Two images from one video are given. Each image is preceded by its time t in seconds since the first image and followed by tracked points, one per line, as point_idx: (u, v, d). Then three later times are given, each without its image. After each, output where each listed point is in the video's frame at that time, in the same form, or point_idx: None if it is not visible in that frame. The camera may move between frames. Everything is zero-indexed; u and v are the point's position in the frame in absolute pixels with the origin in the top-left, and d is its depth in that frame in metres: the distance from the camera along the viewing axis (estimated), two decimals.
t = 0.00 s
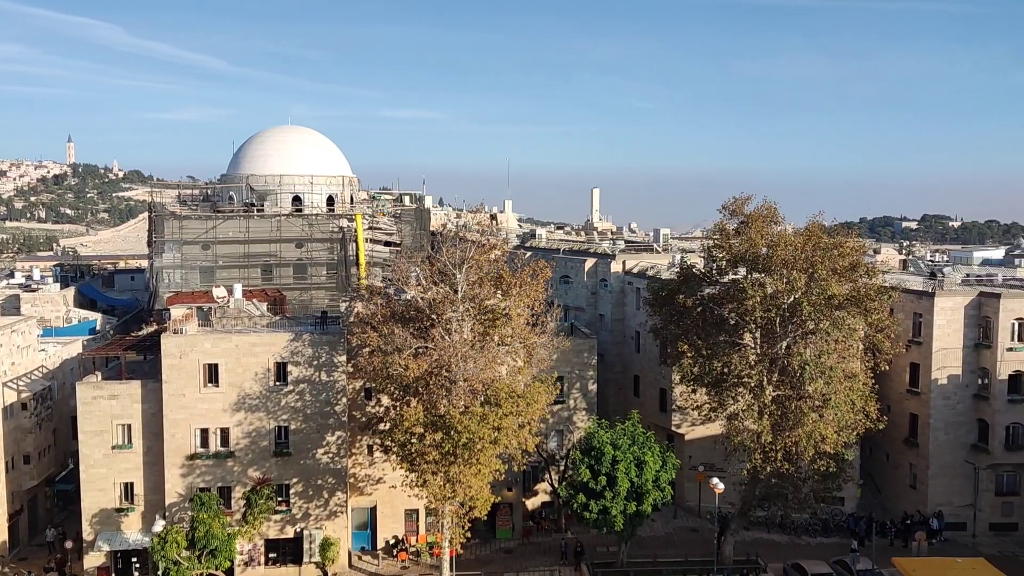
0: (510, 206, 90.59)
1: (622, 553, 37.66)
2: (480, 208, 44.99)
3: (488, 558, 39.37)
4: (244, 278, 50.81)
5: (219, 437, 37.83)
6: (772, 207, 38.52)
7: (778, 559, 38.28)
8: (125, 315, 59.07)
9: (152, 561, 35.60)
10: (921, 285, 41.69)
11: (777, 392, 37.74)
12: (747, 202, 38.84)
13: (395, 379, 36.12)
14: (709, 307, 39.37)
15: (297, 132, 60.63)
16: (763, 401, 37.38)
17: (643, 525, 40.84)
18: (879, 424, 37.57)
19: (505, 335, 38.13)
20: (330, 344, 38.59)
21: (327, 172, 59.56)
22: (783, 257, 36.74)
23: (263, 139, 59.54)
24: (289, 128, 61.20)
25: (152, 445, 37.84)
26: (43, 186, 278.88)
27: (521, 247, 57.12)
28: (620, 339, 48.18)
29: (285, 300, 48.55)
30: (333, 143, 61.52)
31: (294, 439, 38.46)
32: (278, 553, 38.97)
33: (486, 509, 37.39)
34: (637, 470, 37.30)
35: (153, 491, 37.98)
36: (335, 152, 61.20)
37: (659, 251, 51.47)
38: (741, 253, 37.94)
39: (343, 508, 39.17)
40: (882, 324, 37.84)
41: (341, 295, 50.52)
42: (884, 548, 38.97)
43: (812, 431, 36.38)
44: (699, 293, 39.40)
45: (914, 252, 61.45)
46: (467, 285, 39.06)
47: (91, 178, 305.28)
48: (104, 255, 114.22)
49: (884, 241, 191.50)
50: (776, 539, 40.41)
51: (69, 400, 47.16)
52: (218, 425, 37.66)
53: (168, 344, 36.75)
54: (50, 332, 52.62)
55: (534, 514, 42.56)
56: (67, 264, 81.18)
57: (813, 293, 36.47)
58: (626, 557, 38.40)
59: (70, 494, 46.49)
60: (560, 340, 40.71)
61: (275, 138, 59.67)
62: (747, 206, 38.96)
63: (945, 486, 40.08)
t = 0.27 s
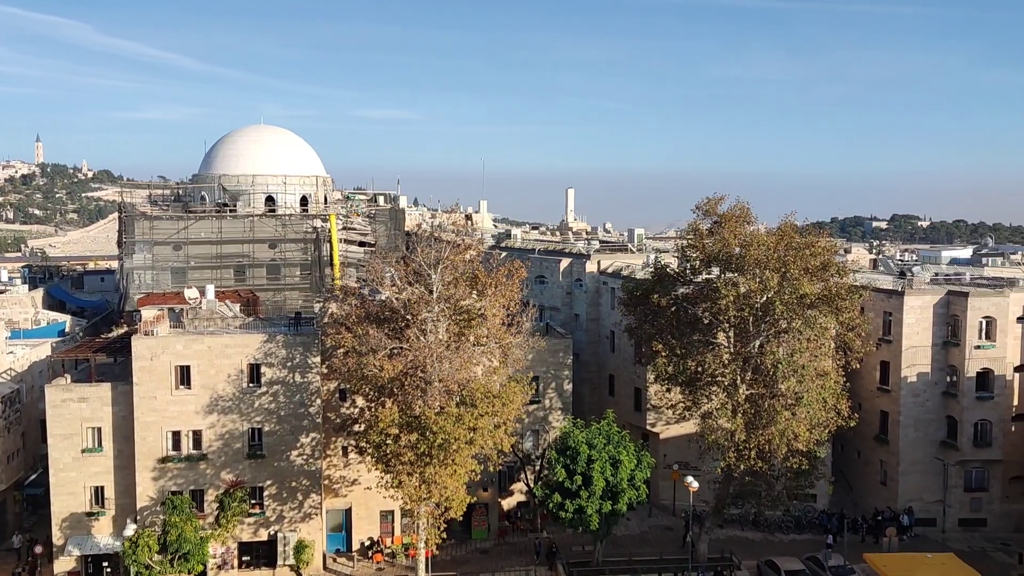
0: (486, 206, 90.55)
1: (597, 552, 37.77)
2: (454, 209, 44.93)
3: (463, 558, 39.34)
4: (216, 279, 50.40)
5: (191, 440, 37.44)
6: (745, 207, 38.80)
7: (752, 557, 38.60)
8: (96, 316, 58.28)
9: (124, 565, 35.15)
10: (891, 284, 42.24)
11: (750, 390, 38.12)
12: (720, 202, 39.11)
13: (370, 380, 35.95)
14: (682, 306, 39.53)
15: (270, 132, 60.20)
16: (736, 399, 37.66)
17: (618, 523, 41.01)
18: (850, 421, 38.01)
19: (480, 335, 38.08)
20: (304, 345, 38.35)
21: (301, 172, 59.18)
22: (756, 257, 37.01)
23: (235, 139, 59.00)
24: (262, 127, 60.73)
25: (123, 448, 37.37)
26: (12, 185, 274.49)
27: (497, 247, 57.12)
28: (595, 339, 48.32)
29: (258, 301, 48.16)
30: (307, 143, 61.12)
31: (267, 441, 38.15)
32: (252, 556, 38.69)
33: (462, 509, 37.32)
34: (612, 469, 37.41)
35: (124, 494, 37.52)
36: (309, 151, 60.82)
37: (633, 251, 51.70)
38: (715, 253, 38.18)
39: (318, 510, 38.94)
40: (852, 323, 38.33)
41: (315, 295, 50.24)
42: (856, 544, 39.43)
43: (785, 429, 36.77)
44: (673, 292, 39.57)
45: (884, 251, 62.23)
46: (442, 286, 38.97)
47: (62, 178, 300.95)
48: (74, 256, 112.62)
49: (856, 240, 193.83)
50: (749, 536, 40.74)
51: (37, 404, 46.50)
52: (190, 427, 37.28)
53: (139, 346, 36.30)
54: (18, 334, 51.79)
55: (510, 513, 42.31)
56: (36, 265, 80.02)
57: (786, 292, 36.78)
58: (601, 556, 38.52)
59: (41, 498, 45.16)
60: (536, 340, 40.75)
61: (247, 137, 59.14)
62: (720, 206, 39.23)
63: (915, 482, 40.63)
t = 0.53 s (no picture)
0: (462, 207, 90.49)
1: (574, 551, 37.86)
2: (430, 209, 44.85)
3: (440, 559, 39.26)
4: (189, 280, 49.85)
5: (164, 443, 37.05)
6: (719, 207, 39.06)
7: (727, 554, 38.88)
8: (66, 318, 57.48)
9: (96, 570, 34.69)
10: (863, 283, 42.73)
11: (725, 389, 38.46)
12: (694, 202, 39.36)
13: (345, 381, 35.76)
14: (657, 305, 39.53)
15: (244, 132, 59.74)
16: (711, 398, 37.98)
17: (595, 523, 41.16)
18: (823, 419, 38.38)
19: (456, 336, 37.95)
20: (279, 346, 38.09)
21: (275, 172, 58.79)
22: (730, 257, 37.30)
23: (208, 139, 58.47)
24: (236, 127, 60.24)
25: (94, 452, 36.90)
26: None
27: (473, 248, 57.10)
28: (572, 339, 48.45)
29: (232, 302, 47.77)
30: (281, 143, 60.71)
31: (241, 443, 37.84)
32: (226, 559, 38.42)
33: (439, 510, 37.32)
34: (589, 468, 37.51)
35: (95, 498, 37.06)
36: (283, 151, 60.43)
37: (609, 251, 51.90)
38: (690, 253, 38.40)
39: (293, 512, 38.70)
40: (825, 322, 38.75)
41: (290, 296, 49.95)
42: (829, 540, 39.84)
43: (759, 427, 37.08)
44: (648, 292, 39.72)
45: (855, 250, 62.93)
46: (418, 286, 38.86)
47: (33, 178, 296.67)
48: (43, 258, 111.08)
49: (830, 240, 195.90)
50: (724, 534, 41.03)
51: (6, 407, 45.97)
52: (163, 430, 36.90)
53: (111, 348, 35.86)
54: None
55: (487, 514, 42.37)
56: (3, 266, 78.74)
57: (760, 292, 37.07)
58: (578, 555, 38.60)
59: (10, 502, 44.81)
60: (512, 341, 40.79)
61: (220, 137, 58.64)
62: (694, 206, 39.49)
63: (886, 479, 41.15)
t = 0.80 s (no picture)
0: (439, 207, 90.32)
1: (551, 551, 37.91)
2: (407, 209, 44.71)
3: (418, 560, 39.14)
4: (163, 281, 49.47)
5: (137, 446, 36.62)
6: (695, 207, 39.27)
7: (704, 553, 39.11)
8: (38, 320, 56.69)
9: None
10: (836, 283, 43.18)
11: (701, 389, 38.77)
12: (670, 202, 39.56)
13: (322, 383, 35.55)
14: (635, 305, 39.62)
15: (218, 131, 59.23)
16: (687, 398, 38.22)
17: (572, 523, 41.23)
18: (798, 418, 38.70)
19: (434, 337, 37.70)
20: (254, 348, 37.80)
21: (250, 172, 58.36)
22: (706, 257, 37.56)
23: (181, 139, 57.93)
24: (210, 127, 59.71)
25: (66, 455, 36.40)
26: None
27: (450, 248, 56.98)
28: (550, 339, 48.48)
29: (207, 303, 47.35)
30: (256, 143, 60.27)
31: (216, 446, 37.51)
32: (201, 563, 38.07)
33: (416, 511, 37.20)
34: (566, 468, 37.57)
35: (68, 502, 36.59)
36: (258, 151, 59.98)
37: (586, 251, 52.01)
38: (666, 253, 38.56)
39: (269, 515, 38.44)
40: (800, 321, 39.06)
41: (265, 297, 49.62)
42: (804, 538, 40.19)
43: (735, 426, 37.35)
44: (625, 292, 39.83)
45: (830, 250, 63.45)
46: (395, 287, 38.68)
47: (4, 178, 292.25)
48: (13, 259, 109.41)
49: (806, 240, 197.73)
50: (701, 533, 41.28)
51: None
52: (136, 433, 36.46)
53: (83, 350, 35.38)
54: None
55: (465, 515, 42.45)
56: None
57: (736, 291, 37.30)
58: (556, 555, 38.65)
59: None
60: (490, 341, 40.79)
61: (194, 137, 58.13)
62: (671, 207, 39.69)
63: (860, 476, 41.59)
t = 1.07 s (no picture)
0: (418, 208, 90.14)
1: (530, 551, 37.93)
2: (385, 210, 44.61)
3: (396, 562, 39.03)
4: (138, 283, 49.29)
5: (112, 449, 36.20)
6: (672, 208, 39.49)
7: (682, 552, 39.32)
8: (10, 322, 55.94)
9: None
10: (812, 283, 43.60)
11: (679, 388, 39.02)
12: (648, 203, 39.78)
13: (299, 385, 35.35)
14: (613, 306, 39.88)
15: (194, 132, 58.76)
16: (665, 397, 38.41)
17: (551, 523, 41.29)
18: (775, 417, 38.94)
19: (413, 338, 37.76)
20: (231, 350, 37.55)
21: (226, 172, 57.94)
22: (683, 257, 37.88)
23: (155, 139, 57.40)
24: (186, 127, 59.21)
25: (40, 459, 35.95)
26: None
27: (429, 249, 56.88)
28: (528, 339, 48.54)
29: (183, 305, 46.94)
30: (232, 143, 59.84)
31: (193, 449, 37.19)
32: (177, 567, 37.75)
33: (395, 513, 36.98)
34: (545, 469, 37.62)
35: (42, 507, 36.14)
36: (235, 152, 59.56)
37: (565, 252, 52.11)
38: (644, 253, 38.74)
39: (246, 518, 38.22)
40: (777, 321, 39.35)
41: (242, 298, 49.30)
42: (781, 536, 40.49)
43: (712, 426, 37.61)
44: (603, 292, 39.94)
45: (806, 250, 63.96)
46: (373, 288, 38.53)
47: None
48: None
49: (784, 240, 199.50)
50: (679, 532, 41.49)
51: None
52: (111, 436, 36.04)
53: (56, 352, 34.95)
54: None
55: (444, 516, 42.62)
56: None
57: (713, 291, 37.57)
58: (535, 555, 38.69)
59: None
60: (469, 342, 40.80)
61: (169, 137, 57.63)
62: (648, 207, 39.90)
63: (836, 475, 42.00)
